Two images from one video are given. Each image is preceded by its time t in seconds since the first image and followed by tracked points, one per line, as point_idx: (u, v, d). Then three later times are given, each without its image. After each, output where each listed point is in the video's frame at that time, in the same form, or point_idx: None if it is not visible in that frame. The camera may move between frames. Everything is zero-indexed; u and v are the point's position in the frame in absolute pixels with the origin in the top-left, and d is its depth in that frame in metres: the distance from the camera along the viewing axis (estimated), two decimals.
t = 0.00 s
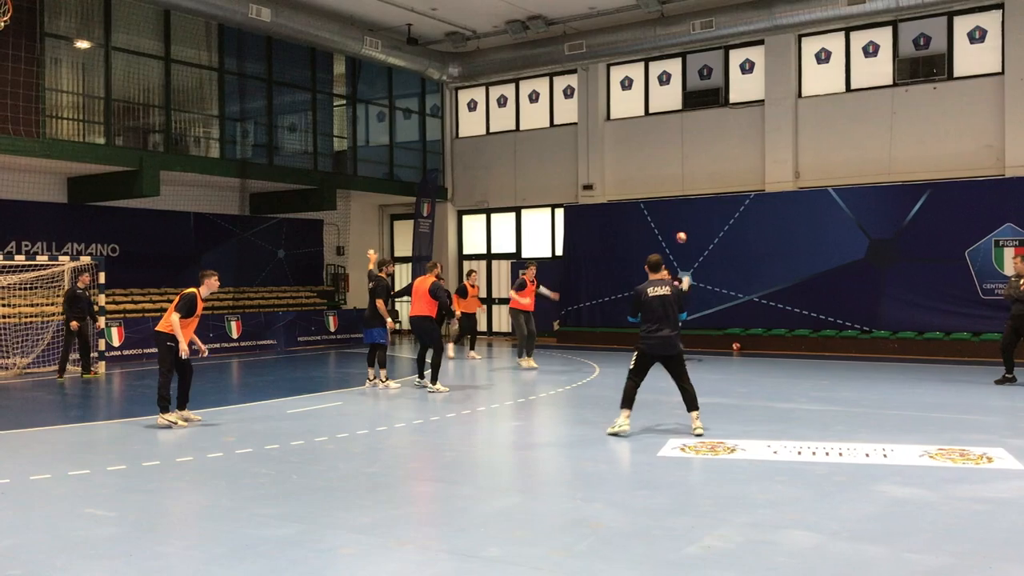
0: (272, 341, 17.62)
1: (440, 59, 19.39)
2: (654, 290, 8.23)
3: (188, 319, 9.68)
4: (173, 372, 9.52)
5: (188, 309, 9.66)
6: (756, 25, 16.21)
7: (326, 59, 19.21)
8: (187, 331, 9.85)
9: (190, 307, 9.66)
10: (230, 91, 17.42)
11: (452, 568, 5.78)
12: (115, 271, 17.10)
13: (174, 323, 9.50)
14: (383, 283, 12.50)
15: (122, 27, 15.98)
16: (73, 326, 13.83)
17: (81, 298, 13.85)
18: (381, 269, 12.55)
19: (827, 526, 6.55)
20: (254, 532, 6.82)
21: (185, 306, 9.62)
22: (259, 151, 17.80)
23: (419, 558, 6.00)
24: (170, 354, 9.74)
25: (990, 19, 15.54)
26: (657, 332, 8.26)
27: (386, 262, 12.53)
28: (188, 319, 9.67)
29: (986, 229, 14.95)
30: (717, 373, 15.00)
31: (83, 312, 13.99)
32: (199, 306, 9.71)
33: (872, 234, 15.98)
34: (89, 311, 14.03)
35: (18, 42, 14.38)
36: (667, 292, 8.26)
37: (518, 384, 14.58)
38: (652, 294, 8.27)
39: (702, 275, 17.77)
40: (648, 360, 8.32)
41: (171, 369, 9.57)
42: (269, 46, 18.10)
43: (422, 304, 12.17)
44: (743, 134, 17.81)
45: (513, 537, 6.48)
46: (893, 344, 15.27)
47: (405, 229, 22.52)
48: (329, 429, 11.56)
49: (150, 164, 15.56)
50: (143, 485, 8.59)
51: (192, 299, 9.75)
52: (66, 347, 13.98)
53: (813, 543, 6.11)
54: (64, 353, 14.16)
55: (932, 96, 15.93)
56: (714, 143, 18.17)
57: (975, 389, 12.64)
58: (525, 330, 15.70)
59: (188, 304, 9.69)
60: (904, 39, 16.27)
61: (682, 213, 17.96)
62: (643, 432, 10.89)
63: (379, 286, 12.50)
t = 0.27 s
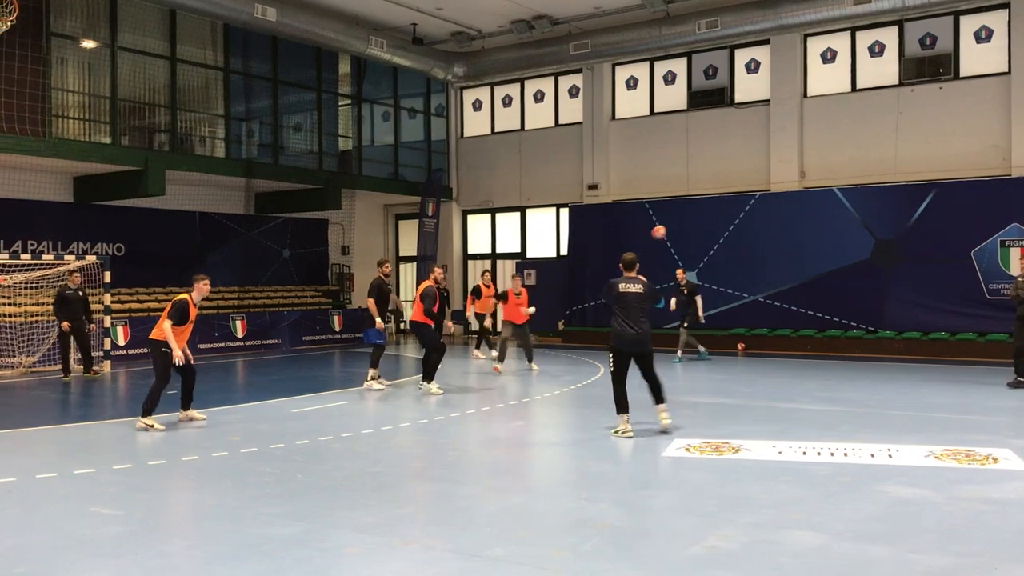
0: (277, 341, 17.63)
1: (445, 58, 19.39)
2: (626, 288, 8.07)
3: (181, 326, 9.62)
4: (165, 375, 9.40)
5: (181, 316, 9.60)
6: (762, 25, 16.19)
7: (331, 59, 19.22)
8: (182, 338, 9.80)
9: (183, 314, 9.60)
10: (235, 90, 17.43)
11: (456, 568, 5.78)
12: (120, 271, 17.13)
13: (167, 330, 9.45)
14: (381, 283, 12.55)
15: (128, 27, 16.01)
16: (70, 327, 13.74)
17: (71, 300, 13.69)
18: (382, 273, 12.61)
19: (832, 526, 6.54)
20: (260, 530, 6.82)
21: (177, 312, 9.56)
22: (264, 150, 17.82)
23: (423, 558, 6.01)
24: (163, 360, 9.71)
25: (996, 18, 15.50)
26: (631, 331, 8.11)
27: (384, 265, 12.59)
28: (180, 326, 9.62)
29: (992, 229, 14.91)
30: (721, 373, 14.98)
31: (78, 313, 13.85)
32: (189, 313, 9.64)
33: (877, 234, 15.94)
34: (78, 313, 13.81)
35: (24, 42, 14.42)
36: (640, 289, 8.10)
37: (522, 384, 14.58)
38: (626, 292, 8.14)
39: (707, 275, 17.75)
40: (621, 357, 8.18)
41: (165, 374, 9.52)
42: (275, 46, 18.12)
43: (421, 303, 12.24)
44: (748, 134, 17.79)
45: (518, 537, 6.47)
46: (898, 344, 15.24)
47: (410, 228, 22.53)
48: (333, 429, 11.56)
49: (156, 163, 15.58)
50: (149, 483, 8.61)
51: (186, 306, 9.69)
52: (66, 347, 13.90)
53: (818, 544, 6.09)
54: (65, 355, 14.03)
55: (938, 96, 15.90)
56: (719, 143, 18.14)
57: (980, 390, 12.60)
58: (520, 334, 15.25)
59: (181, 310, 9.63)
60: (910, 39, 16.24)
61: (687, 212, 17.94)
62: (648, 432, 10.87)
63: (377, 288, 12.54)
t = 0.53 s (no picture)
0: (282, 340, 17.66)
1: (450, 58, 19.39)
2: (612, 288, 8.06)
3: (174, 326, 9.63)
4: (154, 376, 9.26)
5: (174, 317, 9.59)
6: (767, 24, 16.16)
7: (337, 58, 19.24)
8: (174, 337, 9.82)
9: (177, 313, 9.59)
10: (241, 90, 17.45)
11: (460, 567, 5.78)
12: (126, 270, 17.18)
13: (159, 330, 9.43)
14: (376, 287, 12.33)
15: (134, 27, 16.05)
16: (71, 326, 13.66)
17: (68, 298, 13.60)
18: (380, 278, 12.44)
19: (836, 526, 6.52)
20: (265, 529, 6.83)
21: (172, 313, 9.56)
22: (270, 150, 17.84)
23: (427, 556, 6.01)
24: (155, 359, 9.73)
25: (1003, 18, 15.44)
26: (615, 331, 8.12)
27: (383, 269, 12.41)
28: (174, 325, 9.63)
29: (999, 229, 14.86)
30: (726, 373, 14.96)
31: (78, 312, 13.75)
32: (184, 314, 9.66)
33: (883, 233, 15.91)
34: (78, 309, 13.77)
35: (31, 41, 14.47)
36: (626, 292, 8.13)
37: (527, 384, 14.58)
38: (610, 292, 8.15)
39: (712, 274, 17.72)
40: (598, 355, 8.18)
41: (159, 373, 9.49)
42: (281, 45, 18.13)
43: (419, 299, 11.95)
44: (754, 134, 17.76)
45: (523, 536, 6.48)
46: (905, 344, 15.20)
47: (415, 228, 22.53)
48: (338, 428, 11.57)
49: (162, 162, 15.61)
50: (154, 482, 8.63)
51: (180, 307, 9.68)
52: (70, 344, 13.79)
53: (822, 544, 6.08)
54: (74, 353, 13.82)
55: (945, 95, 15.85)
56: (725, 143, 18.12)
57: (986, 390, 12.56)
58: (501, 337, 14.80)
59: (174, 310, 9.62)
60: (917, 38, 16.19)
61: (692, 212, 17.91)
62: (653, 433, 10.86)
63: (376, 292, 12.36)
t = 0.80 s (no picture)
0: (290, 339, 17.70)
1: (457, 57, 19.40)
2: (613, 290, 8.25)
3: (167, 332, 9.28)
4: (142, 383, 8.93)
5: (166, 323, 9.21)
6: (775, 23, 16.12)
7: (344, 58, 19.26)
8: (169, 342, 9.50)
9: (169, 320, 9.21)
10: (248, 89, 17.48)
11: (466, 566, 5.77)
12: (134, 269, 17.22)
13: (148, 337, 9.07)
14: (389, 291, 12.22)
15: (141, 27, 16.09)
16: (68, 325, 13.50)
17: (68, 296, 13.35)
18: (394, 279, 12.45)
19: (844, 526, 6.51)
20: (272, 528, 6.84)
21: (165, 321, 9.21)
22: (277, 149, 17.87)
23: (433, 556, 6.00)
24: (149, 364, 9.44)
25: (1012, 16, 15.38)
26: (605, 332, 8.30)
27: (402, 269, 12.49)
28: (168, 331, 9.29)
29: (1007, 229, 14.81)
30: (733, 372, 14.94)
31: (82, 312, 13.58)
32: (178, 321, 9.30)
33: (891, 233, 15.87)
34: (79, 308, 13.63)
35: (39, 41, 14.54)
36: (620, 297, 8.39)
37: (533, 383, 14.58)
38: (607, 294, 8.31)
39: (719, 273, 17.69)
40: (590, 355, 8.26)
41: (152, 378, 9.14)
42: (288, 45, 18.16)
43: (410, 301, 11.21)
44: (761, 133, 17.73)
45: (528, 535, 6.48)
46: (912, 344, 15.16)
47: (422, 228, 22.54)
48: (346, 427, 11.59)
49: (169, 161, 15.64)
50: (161, 481, 8.64)
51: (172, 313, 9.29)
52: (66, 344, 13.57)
53: (829, 544, 6.07)
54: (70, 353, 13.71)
55: (953, 94, 15.80)
56: (732, 142, 18.09)
57: (994, 390, 12.52)
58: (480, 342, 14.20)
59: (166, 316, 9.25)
60: (925, 37, 16.15)
61: (700, 211, 17.88)
62: (660, 432, 10.84)
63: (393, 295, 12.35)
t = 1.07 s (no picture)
0: (301, 338, 17.75)
1: (467, 58, 19.41)
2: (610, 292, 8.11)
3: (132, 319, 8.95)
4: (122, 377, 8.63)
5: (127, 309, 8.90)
6: (786, 22, 16.05)
7: (355, 58, 19.30)
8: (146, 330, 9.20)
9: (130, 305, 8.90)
10: (260, 90, 17.53)
11: (476, 566, 5.77)
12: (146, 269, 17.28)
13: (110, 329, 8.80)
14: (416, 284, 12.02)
15: (153, 27, 16.16)
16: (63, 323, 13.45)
17: (65, 297, 13.14)
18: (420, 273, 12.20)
19: (855, 526, 6.48)
20: (282, 527, 6.85)
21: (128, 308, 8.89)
22: (289, 149, 17.92)
23: (443, 555, 6.00)
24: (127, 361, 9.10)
25: None
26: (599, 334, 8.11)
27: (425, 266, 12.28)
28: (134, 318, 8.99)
29: (1020, 228, 14.72)
30: (744, 372, 14.89)
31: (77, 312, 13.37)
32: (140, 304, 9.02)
33: (903, 232, 15.80)
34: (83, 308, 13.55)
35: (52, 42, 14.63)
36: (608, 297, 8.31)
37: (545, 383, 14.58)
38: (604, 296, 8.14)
39: (730, 273, 17.64)
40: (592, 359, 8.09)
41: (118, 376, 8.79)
42: (299, 45, 18.21)
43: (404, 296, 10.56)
44: (772, 132, 17.68)
45: (538, 535, 6.47)
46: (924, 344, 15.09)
47: (433, 227, 22.56)
48: (358, 426, 11.61)
49: (182, 161, 15.69)
50: (173, 480, 8.67)
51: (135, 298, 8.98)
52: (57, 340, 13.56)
53: (841, 544, 6.05)
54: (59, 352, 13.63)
55: (965, 93, 15.72)
56: (743, 141, 18.04)
57: (1006, 391, 12.45)
58: (475, 342, 13.77)
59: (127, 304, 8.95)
60: (937, 36, 16.07)
61: (711, 211, 17.84)
62: (672, 432, 10.81)
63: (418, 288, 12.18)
